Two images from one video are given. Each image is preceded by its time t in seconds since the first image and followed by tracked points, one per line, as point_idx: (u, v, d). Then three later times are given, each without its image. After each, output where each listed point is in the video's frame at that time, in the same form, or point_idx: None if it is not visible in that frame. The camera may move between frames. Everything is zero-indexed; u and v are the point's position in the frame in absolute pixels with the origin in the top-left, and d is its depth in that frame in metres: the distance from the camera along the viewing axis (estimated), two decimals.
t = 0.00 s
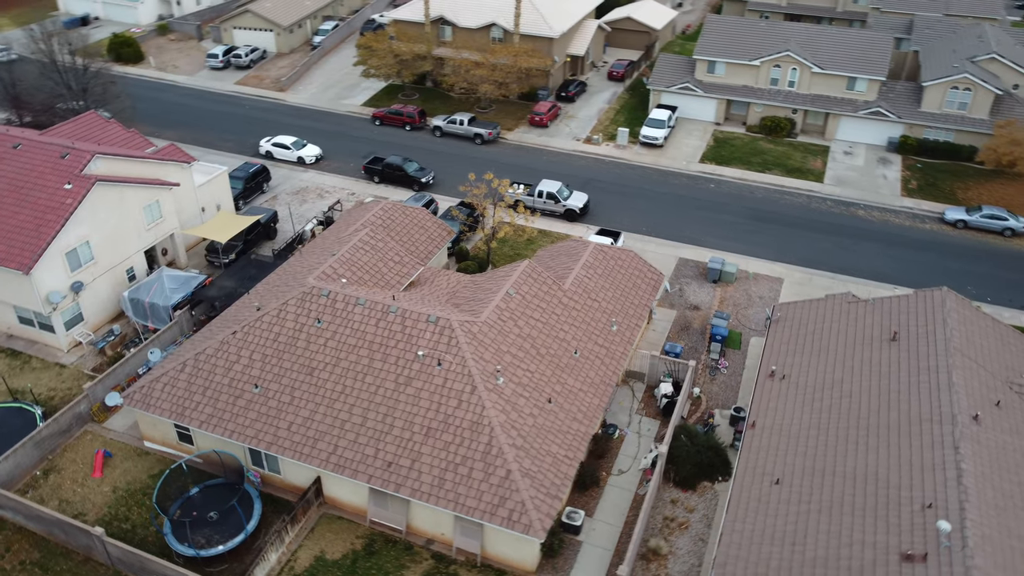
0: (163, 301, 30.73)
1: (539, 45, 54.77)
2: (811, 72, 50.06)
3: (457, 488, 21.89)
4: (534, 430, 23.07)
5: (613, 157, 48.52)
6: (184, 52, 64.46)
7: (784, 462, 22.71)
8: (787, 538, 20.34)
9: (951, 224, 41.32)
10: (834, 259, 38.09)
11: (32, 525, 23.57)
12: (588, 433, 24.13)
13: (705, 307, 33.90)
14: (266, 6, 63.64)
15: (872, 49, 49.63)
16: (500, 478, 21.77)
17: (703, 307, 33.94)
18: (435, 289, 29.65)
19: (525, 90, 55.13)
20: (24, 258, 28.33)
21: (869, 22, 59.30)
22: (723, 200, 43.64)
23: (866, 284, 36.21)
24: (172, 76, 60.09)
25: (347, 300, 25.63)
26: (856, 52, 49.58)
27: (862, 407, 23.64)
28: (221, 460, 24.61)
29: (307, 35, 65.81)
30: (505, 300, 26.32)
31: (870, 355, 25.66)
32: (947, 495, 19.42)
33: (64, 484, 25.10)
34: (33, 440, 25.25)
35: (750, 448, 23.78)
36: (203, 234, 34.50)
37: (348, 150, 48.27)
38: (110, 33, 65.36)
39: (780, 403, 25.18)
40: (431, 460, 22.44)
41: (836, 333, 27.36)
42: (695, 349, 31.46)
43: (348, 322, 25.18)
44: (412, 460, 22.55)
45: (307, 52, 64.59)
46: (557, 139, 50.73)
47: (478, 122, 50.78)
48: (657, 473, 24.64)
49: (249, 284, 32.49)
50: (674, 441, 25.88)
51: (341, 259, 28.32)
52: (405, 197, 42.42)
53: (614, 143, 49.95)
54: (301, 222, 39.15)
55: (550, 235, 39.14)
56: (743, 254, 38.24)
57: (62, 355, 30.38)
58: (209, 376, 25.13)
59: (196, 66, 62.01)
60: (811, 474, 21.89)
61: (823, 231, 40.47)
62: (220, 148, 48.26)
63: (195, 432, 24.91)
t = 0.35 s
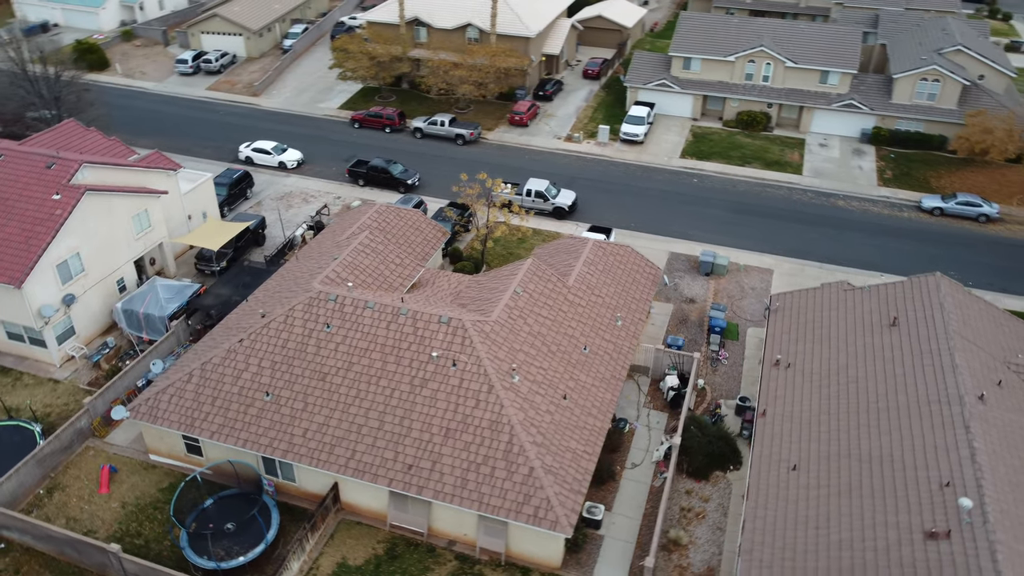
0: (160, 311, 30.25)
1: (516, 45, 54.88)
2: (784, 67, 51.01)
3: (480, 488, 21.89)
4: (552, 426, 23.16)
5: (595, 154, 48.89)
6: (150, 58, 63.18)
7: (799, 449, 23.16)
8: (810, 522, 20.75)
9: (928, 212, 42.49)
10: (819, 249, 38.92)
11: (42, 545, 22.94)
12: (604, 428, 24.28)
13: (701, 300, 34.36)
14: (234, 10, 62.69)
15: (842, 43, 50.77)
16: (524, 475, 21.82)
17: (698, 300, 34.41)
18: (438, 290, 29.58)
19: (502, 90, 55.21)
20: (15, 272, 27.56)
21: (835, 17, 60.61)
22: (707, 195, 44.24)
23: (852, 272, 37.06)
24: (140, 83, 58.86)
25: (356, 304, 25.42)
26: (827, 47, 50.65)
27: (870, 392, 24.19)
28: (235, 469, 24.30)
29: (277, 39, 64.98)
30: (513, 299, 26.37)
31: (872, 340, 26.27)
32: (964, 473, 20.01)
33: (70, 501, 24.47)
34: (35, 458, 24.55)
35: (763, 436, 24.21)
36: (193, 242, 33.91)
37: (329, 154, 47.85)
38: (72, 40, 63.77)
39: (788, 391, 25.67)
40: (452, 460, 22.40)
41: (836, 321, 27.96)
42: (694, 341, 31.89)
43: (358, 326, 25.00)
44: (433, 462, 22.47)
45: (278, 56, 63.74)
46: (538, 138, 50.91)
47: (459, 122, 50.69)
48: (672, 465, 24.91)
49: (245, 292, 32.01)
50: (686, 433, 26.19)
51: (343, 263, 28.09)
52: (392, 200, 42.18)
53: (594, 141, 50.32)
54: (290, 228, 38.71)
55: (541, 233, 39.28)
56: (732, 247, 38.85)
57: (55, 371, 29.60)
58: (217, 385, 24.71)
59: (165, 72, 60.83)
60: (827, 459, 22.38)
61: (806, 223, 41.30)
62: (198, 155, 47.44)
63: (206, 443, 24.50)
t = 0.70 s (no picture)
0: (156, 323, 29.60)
1: (489, 44, 54.87)
2: (755, 61, 51.96)
3: (506, 486, 21.93)
4: (571, 422, 23.31)
5: (574, 151, 49.20)
6: (112, 65, 61.61)
7: (813, 433, 23.71)
8: (832, 504, 21.26)
9: (902, 199, 43.75)
10: (803, 238, 39.78)
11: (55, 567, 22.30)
12: (620, 422, 24.51)
13: (695, 293, 34.87)
14: (197, 14, 61.45)
15: (810, 37, 51.93)
16: (549, 471, 21.92)
17: (691, 292, 34.91)
18: (441, 291, 29.47)
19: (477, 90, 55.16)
20: (5, 288, 26.71)
21: (798, 12, 61.91)
22: (689, 189, 44.87)
23: (836, 260, 37.97)
24: (104, 91, 57.37)
25: (365, 308, 25.22)
26: (796, 41, 51.75)
27: (876, 375, 24.86)
28: (250, 480, 23.85)
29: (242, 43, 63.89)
30: (521, 297, 26.43)
31: (872, 325, 26.98)
32: (977, 449, 20.71)
33: (79, 521, 23.83)
34: (40, 479, 23.84)
35: (776, 423, 24.72)
36: (183, 251, 33.25)
37: (308, 158, 47.29)
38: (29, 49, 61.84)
39: (795, 377, 26.24)
40: (475, 460, 22.39)
41: (834, 307, 28.64)
42: (692, 333, 32.35)
43: (370, 330, 24.82)
44: (457, 463, 22.43)
45: (244, 60, 62.66)
46: (517, 137, 51.02)
47: (437, 123, 50.49)
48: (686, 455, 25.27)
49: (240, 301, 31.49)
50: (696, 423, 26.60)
51: (347, 267, 27.82)
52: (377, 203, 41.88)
53: (573, 139, 50.61)
54: (277, 235, 38.20)
55: (530, 232, 39.41)
56: (719, 239, 39.47)
57: (48, 388, 28.76)
58: (228, 396, 24.27)
59: (128, 80, 59.39)
60: (841, 442, 22.95)
61: (788, 213, 42.18)
62: (173, 163, 46.47)
63: (220, 455, 24.08)
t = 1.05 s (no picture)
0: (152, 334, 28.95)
1: (465, 44, 54.82)
2: (729, 56, 52.81)
3: (529, 484, 22.00)
4: (588, 416, 23.49)
5: (555, 149, 49.44)
6: (75, 72, 60.06)
7: (822, 419, 24.26)
8: (848, 487, 21.78)
9: (878, 187, 44.88)
10: (786, 229, 40.57)
11: None
12: (633, 415, 24.75)
13: (688, 286, 35.34)
14: (163, 19, 60.23)
15: (780, 32, 52.95)
16: (572, 466, 22.06)
17: (685, 286, 35.37)
18: (443, 292, 29.39)
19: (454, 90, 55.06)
20: None
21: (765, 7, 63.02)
22: (672, 183, 45.42)
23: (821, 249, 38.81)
24: (69, 99, 55.92)
25: (375, 311, 25.06)
26: (767, 36, 52.74)
27: (878, 359, 25.50)
28: (266, 489, 23.57)
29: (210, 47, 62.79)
30: (528, 295, 26.51)
31: (870, 311, 27.65)
32: (986, 427, 21.39)
33: (89, 538, 23.30)
34: (46, 497, 23.23)
35: (784, 410, 25.22)
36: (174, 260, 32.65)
37: (288, 162, 46.75)
38: None
39: (799, 365, 26.77)
40: (496, 459, 22.43)
41: (830, 295, 29.28)
42: (689, 325, 32.77)
43: (381, 333, 24.67)
44: (478, 462, 22.43)
45: (213, 65, 61.59)
46: (497, 136, 51.06)
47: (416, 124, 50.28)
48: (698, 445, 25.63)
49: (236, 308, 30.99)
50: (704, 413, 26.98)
51: (350, 271, 27.61)
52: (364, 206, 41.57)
53: (552, 136, 50.82)
54: (266, 242, 37.71)
55: (520, 230, 39.51)
56: (706, 233, 40.03)
57: (43, 404, 28.01)
58: (239, 405, 23.90)
59: (94, 87, 57.97)
60: (852, 426, 23.53)
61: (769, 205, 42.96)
62: (149, 171, 45.53)
63: (233, 464, 23.74)
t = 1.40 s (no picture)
0: (149, 346, 28.26)
1: (437, 44, 54.64)
2: (699, 52, 53.65)
3: (554, 480, 22.13)
4: (605, 410, 23.72)
5: (534, 148, 49.62)
6: (33, 82, 58.23)
7: (830, 403, 24.88)
8: (863, 468, 22.39)
9: (851, 176, 46.09)
10: (767, 220, 41.41)
11: None
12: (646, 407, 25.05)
13: (680, 279, 35.85)
14: (124, 25, 58.75)
15: (748, 27, 53.97)
16: (595, 461, 22.26)
17: (676, 279, 35.86)
18: (445, 293, 29.32)
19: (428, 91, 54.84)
20: None
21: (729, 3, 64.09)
22: (652, 179, 45.99)
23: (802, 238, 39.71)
24: (30, 110, 54.22)
25: (385, 314, 24.90)
26: (736, 31, 53.73)
27: (879, 342, 26.24)
28: (285, 499, 23.29)
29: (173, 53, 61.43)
30: (535, 293, 26.60)
31: (865, 297, 28.42)
32: (991, 404, 22.18)
33: (103, 557, 22.75)
34: (56, 518, 22.59)
35: (792, 396, 25.80)
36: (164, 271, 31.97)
37: (266, 168, 46.10)
38: None
39: (801, 352, 27.39)
40: (519, 457, 22.52)
41: (824, 283, 30.00)
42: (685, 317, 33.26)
43: (392, 336, 24.53)
44: (501, 461, 22.48)
45: (177, 71, 60.30)
46: (474, 136, 51.03)
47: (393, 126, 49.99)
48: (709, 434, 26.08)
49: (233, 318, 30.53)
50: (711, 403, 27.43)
51: (353, 275, 27.37)
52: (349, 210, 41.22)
53: (530, 135, 50.99)
54: (253, 249, 37.14)
55: (508, 229, 39.61)
56: (691, 226, 40.65)
57: (40, 423, 27.22)
58: (253, 415, 23.55)
59: (54, 97, 56.29)
60: (860, 408, 24.19)
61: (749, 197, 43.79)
62: (123, 181, 44.45)
63: (249, 475, 23.39)
